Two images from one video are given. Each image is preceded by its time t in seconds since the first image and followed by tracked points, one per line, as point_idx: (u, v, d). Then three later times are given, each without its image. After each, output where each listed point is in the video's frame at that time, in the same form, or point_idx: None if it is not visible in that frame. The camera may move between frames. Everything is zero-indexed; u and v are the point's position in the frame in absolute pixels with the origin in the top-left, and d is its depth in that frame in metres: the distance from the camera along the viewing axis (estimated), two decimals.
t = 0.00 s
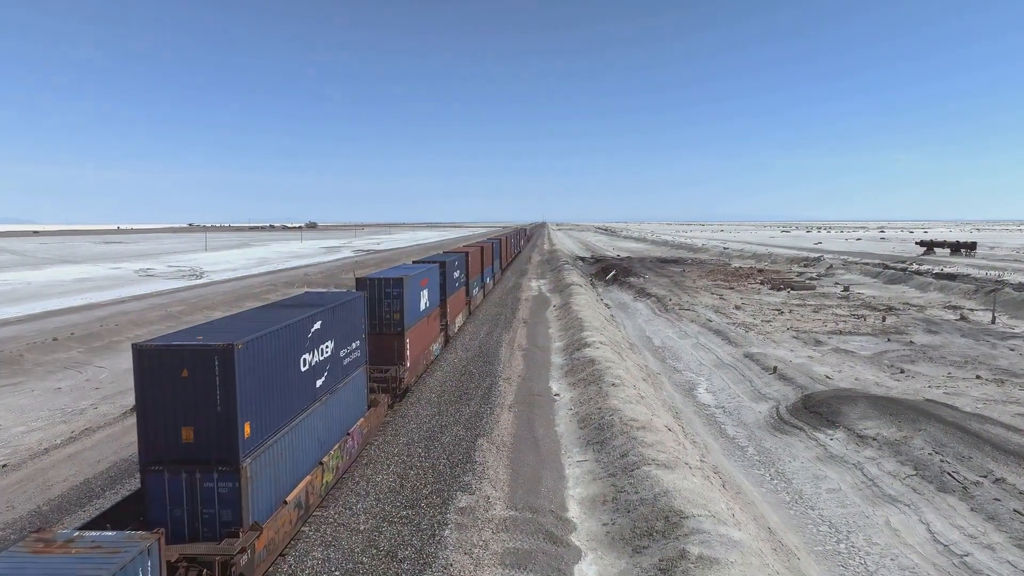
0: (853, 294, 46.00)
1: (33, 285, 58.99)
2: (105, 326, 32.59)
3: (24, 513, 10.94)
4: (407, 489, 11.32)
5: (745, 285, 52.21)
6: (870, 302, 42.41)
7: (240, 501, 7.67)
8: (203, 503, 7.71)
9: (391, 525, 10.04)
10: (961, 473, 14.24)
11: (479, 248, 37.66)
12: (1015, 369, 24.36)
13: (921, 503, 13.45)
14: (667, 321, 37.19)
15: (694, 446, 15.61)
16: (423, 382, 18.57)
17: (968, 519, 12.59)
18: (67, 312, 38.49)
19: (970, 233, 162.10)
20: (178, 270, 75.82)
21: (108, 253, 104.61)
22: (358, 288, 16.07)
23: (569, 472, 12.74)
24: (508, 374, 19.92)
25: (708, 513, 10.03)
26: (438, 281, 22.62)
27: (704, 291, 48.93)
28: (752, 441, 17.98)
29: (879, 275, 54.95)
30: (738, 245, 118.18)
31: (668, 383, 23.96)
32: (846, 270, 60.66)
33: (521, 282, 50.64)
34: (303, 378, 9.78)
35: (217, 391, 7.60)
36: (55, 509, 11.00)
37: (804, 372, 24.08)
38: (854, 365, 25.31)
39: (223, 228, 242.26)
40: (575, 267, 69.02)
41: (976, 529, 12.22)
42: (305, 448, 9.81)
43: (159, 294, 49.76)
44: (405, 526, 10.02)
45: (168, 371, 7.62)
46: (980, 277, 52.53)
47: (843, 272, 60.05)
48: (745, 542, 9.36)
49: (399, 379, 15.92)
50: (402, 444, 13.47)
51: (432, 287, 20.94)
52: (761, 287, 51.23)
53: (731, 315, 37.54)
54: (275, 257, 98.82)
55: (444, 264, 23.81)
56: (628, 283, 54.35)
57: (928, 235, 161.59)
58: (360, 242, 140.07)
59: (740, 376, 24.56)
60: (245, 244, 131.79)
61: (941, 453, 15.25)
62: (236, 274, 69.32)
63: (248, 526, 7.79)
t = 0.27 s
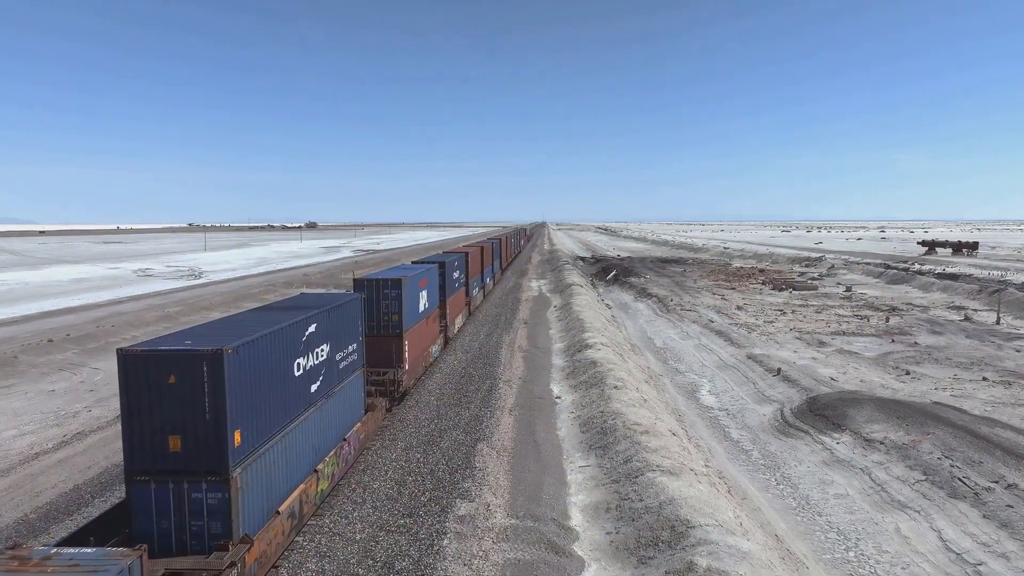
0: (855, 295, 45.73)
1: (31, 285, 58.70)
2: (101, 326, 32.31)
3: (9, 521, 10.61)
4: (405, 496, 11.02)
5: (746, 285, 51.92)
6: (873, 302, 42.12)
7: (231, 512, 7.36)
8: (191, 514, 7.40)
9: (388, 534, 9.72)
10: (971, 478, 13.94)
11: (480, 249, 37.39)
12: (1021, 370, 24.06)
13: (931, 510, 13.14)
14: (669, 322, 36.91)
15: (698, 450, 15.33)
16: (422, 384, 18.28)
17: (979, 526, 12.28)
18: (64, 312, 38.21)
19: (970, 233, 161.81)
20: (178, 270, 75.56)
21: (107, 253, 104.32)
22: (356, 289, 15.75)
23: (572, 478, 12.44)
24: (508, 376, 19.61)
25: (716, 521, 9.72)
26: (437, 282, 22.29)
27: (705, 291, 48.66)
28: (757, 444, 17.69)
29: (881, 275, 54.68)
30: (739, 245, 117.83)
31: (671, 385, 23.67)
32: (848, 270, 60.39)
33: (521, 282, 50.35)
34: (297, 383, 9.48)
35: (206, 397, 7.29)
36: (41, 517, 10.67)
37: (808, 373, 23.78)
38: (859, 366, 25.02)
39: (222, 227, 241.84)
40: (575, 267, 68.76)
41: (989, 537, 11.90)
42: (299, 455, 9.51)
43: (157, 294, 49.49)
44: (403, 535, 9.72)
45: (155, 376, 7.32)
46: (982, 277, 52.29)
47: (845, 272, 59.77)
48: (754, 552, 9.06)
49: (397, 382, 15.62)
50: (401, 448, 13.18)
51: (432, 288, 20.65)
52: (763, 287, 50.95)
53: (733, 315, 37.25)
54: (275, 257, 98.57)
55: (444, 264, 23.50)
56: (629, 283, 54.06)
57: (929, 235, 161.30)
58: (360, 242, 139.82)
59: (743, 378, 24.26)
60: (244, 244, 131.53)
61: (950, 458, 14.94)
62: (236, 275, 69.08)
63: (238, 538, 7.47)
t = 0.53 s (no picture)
0: (814, 287, 51.69)
1: (75, 282, 64.81)
2: (165, 313, 38.37)
3: (186, 416, 16.64)
4: (439, 402, 17.03)
5: (721, 279, 57.93)
6: (826, 293, 48.09)
7: (352, 384, 13.42)
8: (330, 386, 13.46)
9: (431, 418, 15.72)
10: (829, 402, 19.93)
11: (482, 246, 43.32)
12: (918, 342, 30.01)
13: (796, 422, 19.11)
14: (645, 309, 42.91)
15: (642, 387, 21.32)
16: (441, 346, 24.30)
17: (822, 428, 18.26)
18: (124, 303, 44.26)
19: (953, 233, 167.69)
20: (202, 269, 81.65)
21: (129, 254, 110.39)
22: (395, 273, 21.73)
23: (549, 397, 18.45)
24: (506, 342, 25.60)
25: (632, 408, 15.70)
26: (450, 271, 28.31)
27: (683, 285, 54.65)
28: (692, 390, 23.68)
29: (843, 271, 60.62)
30: (727, 245, 123.88)
31: (636, 353, 29.68)
32: (817, 266, 66.38)
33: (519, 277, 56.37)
34: (376, 323, 15.54)
35: (339, 321, 13.33)
36: (206, 413, 16.69)
37: (745, 344, 29.80)
38: (789, 339, 31.02)
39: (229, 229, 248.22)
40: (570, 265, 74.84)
41: (825, 433, 17.88)
42: (378, 367, 15.57)
43: (195, 289, 55.53)
44: (441, 418, 15.77)
45: (311, 310, 13.38)
46: (933, 272, 58.21)
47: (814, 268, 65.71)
48: (653, 423, 15.05)
49: (425, 340, 21.62)
50: (432, 379, 19.20)
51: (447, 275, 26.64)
52: (735, 281, 56.97)
53: (700, 303, 43.26)
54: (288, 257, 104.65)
55: (455, 258, 29.50)
56: (616, 278, 60.07)
57: (913, 234, 167.24)
58: (366, 243, 145.99)
59: (695, 348, 30.28)
60: (256, 245, 137.60)
61: (821, 391, 20.92)
62: (257, 272, 75.14)
63: (356, 400, 13.54)
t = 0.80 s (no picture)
0: (816, 287, 51.39)
1: (74, 282, 64.57)
2: (163, 313, 38.10)
3: (182, 420, 16.37)
4: (438, 405, 16.77)
5: (722, 279, 57.67)
6: (828, 293, 47.82)
7: (350, 388, 13.14)
8: (327, 390, 13.19)
9: (431, 422, 15.46)
10: (834, 405, 19.67)
11: (482, 247, 43.03)
12: (922, 343, 29.74)
13: (800, 425, 18.85)
14: (646, 310, 42.65)
15: (644, 390, 21.06)
16: (441, 347, 24.04)
17: (827, 431, 17.99)
18: (122, 303, 43.99)
19: (954, 233, 167.41)
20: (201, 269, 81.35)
21: (128, 254, 110.19)
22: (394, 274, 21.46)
23: (550, 400, 18.20)
24: (507, 344, 25.34)
25: (635, 412, 15.44)
26: (450, 272, 28.03)
27: (684, 285, 54.38)
28: (694, 392, 23.41)
29: (845, 271, 60.35)
30: (728, 245, 123.61)
31: (638, 355, 29.42)
32: (818, 267, 66.13)
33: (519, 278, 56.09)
34: (375, 325, 15.26)
35: (337, 324, 13.05)
36: (202, 417, 16.41)
37: (748, 345, 29.55)
38: (792, 340, 30.75)
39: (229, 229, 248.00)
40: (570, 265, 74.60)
41: (830, 436, 17.62)
42: (376, 369, 15.29)
43: (193, 289, 55.25)
44: (441, 421, 15.52)
45: (308, 312, 13.09)
46: (935, 272, 57.92)
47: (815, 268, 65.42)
48: (656, 426, 14.79)
49: (424, 342, 21.35)
50: (431, 382, 18.94)
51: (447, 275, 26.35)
52: (736, 281, 56.70)
53: (702, 304, 43.00)
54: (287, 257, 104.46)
55: (455, 258, 29.22)
56: (616, 278, 59.80)
57: (914, 234, 166.99)
58: (366, 243, 145.76)
59: (697, 350, 30.02)
60: (255, 245, 137.34)
61: (826, 394, 20.65)
62: (256, 273, 74.90)
63: (354, 404, 13.29)
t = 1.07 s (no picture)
0: (818, 288, 51.11)
1: (72, 282, 64.29)
2: (160, 314, 37.81)
3: (176, 423, 16.08)
4: (438, 408, 16.49)
5: (723, 280, 57.42)
6: (830, 294, 47.53)
7: (347, 392, 12.88)
8: (324, 394, 12.92)
9: (430, 426, 15.17)
10: (839, 408, 19.40)
11: (482, 247, 42.74)
12: (926, 344, 29.45)
13: (805, 428, 18.56)
14: (647, 311, 42.37)
15: (646, 392, 20.78)
16: (440, 349, 23.77)
17: (832, 435, 17.71)
18: (120, 304, 43.69)
19: (955, 233, 167.13)
20: (200, 269, 81.04)
21: (127, 254, 109.93)
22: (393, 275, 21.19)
23: (551, 403, 17.92)
24: (507, 345, 25.07)
25: (638, 415, 15.16)
26: (450, 272, 27.74)
27: (685, 285, 54.11)
28: (697, 394, 23.14)
29: (846, 271, 60.07)
30: (728, 245, 123.24)
31: (639, 356, 29.14)
32: (819, 267, 65.88)
33: (519, 278, 55.80)
34: (373, 327, 14.98)
35: (334, 327, 12.76)
36: (197, 421, 16.13)
37: (750, 347, 29.28)
38: (795, 342, 30.47)
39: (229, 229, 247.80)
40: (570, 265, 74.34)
41: (836, 440, 17.34)
42: (374, 373, 15.02)
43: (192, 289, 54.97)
44: (440, 425, 15.23)
45: (305, 314, 12.80)
46: (937, 273, 57.64)
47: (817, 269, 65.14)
48: (659, 430, 14.51)
49: (424, 343, 21.08)
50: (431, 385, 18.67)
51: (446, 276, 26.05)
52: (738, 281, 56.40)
53: (703, 305, 42.73)
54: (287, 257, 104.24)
55: (455, 258, 28.94)
56: (617, 279, 59.51)
57: (914, 234, 166.74)
58: (365, 243, 145.51)
59: (699, 351, 29.74)
60: (254, 245, 137.03)
61: (831, 396, 20.38)
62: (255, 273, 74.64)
63: (351, 408, 13.03)
